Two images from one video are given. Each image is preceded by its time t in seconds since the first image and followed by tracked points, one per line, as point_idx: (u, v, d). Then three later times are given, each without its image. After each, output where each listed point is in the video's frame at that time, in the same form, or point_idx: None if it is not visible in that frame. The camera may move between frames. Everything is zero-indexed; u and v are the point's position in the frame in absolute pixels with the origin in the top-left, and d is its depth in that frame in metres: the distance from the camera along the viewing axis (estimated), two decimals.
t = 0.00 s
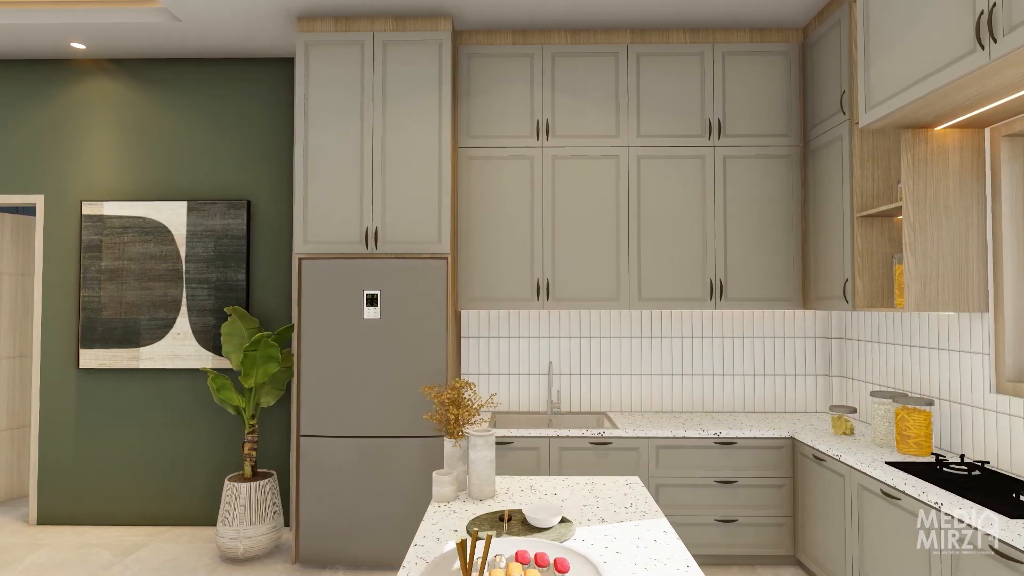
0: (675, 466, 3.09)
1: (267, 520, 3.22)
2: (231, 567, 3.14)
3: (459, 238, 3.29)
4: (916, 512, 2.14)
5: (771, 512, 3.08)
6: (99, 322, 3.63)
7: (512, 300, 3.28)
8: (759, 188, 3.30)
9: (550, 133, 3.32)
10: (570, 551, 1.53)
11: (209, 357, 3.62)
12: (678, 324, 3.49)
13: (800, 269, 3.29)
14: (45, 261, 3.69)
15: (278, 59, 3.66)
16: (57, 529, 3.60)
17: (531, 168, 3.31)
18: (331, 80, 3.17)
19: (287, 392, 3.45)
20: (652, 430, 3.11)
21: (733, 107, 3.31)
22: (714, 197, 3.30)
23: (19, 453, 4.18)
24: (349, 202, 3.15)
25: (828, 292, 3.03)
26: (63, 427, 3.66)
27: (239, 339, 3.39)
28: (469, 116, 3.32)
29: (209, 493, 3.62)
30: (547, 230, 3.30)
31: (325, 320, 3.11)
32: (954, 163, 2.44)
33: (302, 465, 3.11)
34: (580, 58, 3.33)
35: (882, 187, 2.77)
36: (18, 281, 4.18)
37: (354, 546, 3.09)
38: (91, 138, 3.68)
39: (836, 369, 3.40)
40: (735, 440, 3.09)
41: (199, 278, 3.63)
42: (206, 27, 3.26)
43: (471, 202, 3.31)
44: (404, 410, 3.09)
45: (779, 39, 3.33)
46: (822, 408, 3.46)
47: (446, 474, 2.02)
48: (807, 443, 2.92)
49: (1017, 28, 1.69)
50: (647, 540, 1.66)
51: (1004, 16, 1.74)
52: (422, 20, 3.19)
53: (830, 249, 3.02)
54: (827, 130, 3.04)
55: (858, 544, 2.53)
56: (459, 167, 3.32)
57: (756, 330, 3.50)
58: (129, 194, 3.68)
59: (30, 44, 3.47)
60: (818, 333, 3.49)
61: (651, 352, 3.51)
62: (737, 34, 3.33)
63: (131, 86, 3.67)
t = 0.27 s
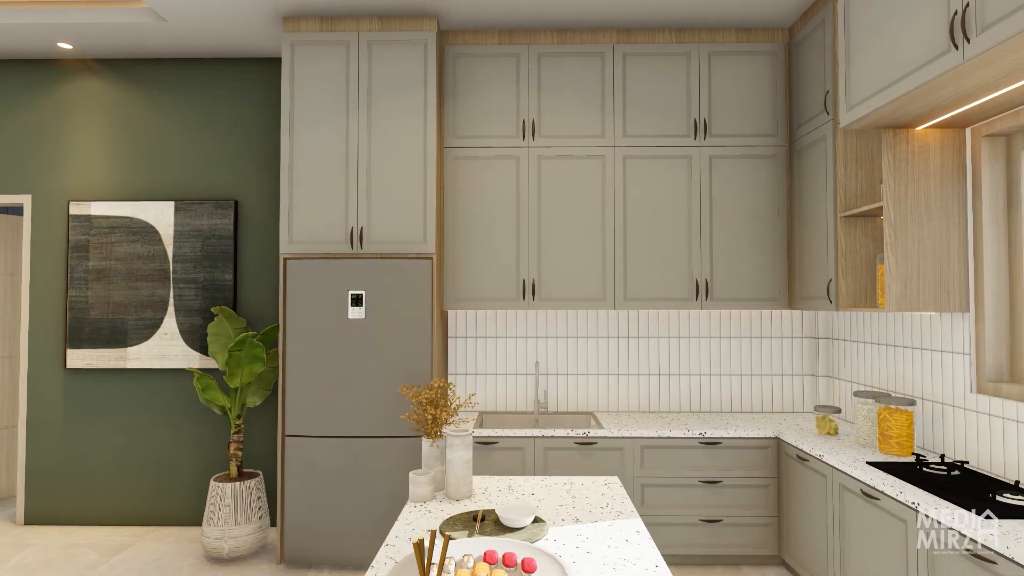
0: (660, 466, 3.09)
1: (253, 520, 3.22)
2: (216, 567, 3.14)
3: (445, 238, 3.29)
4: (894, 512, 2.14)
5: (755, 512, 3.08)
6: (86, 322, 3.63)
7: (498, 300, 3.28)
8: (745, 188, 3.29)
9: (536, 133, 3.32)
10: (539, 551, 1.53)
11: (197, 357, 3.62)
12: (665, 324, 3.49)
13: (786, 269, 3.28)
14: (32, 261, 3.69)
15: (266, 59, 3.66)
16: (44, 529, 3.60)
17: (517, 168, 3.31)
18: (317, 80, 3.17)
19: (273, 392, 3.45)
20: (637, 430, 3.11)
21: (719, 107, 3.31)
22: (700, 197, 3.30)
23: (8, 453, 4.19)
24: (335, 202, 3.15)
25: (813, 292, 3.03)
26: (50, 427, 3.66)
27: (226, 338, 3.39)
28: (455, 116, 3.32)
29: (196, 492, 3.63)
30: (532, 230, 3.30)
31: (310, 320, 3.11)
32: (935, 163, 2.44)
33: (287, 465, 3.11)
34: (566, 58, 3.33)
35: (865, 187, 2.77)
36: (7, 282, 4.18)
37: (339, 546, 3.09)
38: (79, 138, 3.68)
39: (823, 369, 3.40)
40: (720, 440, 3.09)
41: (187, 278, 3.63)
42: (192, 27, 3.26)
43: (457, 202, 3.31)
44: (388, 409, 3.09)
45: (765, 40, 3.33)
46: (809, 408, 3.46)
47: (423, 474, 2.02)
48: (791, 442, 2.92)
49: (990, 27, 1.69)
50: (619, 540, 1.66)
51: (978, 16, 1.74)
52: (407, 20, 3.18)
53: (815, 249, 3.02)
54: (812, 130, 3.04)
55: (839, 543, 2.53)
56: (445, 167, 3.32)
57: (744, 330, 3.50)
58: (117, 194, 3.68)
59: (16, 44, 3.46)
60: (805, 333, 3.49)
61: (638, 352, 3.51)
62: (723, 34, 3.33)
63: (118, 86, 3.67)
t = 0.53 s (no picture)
0: (645, 466, 3.09)
1: (239, 520, 3.22)
2: (201, 567, 3.14)
3: (431, 238, 3.30)
4: (872, 512, 2.13)
5: (740, 512, 3.09)
6: (73, 322, 3.62)
7: (483, 301, 3.28)
8: (730, 188, 3.29)
9: (521, 133, 3.32)
10: (507, 551, 1.53)
11: (184, 357, 3.62)
12: (652, 324, 3.49)
13: (772, 269, 3.28)
14: (20, 261, 3.69)
15: (253, 59, 3.66)
16: (31, 529, 3.60)
17: (502, 168, 3.31)
18: (302, 80, 3.18)
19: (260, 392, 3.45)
20: (622, 430, 3.11)
21: (705, 107, 3.31)
22: (686, 197, 3.30)
23: None
24: (320, 202, 3.15)
25: (797, 292, 3.03)
26: (38, 427, 3.66)
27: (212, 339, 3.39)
28: (441, 116, 3.32)
29: (183, 492, 3.63)
30: (518, 230, 3.30)
31: (295, 321, 3.12)
32: (916, 164, 2.45)
33: (272, 465, 3.11)
34: (552, 58, 3.33)
35: (848, 187, 2.77)
36: None
37: (323, 546, 3.09)
38: (66, 138, 3.68)
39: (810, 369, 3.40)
40: (705, 440, 3.09)
41: (174, 278, 3.63)
42: (178, 27, 3.25)
43: (443, 202, 3.31)
44: (373, 410, 3.09)
45: (751, 39, 3.33)
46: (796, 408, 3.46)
47: (400, 474, 2.02)
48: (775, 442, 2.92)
49: (962, 28, 1.69)
50: (591, 540, 1.66)
51: (950, 16, 1.74)
52: (393, 20, 3.18)
53: (799, 249, 3.02)
54: (797, 130, 3.04)
55: (821, 544, 2.53)
56: (431, 167, 3.32)
57: (731, 330, 3.50)
58: (105, 194, 3.68)
59: (3, 44, 3.46)
60: (792, 333, 3.49)
61: (625, 352, 3.52)
62: (709, 34, 3.33)
63: (106, 86, 3.67)
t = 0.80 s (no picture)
0: (630, 466, 3.10)
1: (224, 520, 3.22)
2: (186, 567, 3.14)
3: (417, 238, 3.30)
4: (850, 512, 2.13)
5: (725, 512, 3.08)
6: (61, 322, 3.62)
7: (469, 301, 3.28)
8: (716, 188, 3.30)
9: (507, 133, 3.32)
10: (476, 551, 1.53)
11: (171, 357, 3.62)
12: (638, 324, 3.50)
13: (758, 269, 3.29)
14: (8, 261, 3.69)
15: (240, 59, 3.65)
16: (18, 529, 3.59)
17: (488, 168, 3.31)
18: (288, 80, 3.17)
19: (246, 392, 3.44)
20: (607, 430, 3.11)
21: (691, 107, 3.31)
22: (672, 196, 3.30)
23: None
24: (305, 202, 3.15)
25: (782, 292, 3.03)
26: (25, 427, 3.65)
27: (198, 339, 3.39)
28: (427, 116, 3.32)
29: (170, 492, 3.63)
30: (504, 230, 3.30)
31: (280, 321, 3.11)
32: (897, 164, 2.45)
33: (257, 466, 3.11)
34: (538, 58, 3.33)
35: (831, 187, 2.77)
36: None
37: (308, 546, 3.09)
38: (54, 138, 3.68)
39: (797, 369, 3.40)
40: (690, 440, 3.09)
41: (161, 278, 3.63)
42: (163, 27, 3.25)
43: (429, 202, 3.31)
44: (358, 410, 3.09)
45: (737, 39, 3.33)
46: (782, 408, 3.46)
47: (377, 474, 2.03)
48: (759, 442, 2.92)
49: (935, 27, 1.69)
50: (562, 540, 1.66)
51: (923, 16, 1.74)
52: (378, 20, 3.18)
53: (784, 249, 3.02)
54: (782, 130, 3.04)
55: (802, 543, 2.53)
56: (417, 167, 3.32)
57: (718, 330, 3.51)
58: (92, 194, 3.68)
59: None
60: (779, 333, 3.50)
61: (611, 352, 3.52)
62: (695, 34, 3.33)
63: (93, 86, 3.67)
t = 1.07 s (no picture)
0: (614, 467, 3.10)
1: (210, 520, 3.22)
2: (171, 567, 3.14)
3: (403, 238, 3.30)
4: (828, 512, 2.13)
5: (710, 512, 3.09)
6: (48, 322, 3.62)
7: (455, 301, 3.28)
8: (702, 188, 3.30)
9: (493, 133, 3.32)
10: (445, 551, 1.53)
11: (158, 357, 3.62)
12: (626, 324, 3.50)
13: (744, 269, 3.28)
14: None
15: (227, 59, 3.65)
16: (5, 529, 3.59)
17: (474, 168, 3.31)
18: (273, 80, 3.17)
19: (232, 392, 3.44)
20: (592, 430, 3.11)
21: (677, 107, 3.31)
22: (657, 197, 3.30)
23: None
24: (290, 202, 3.15)
25: (766, 292, 3.03)
26: (12, 427, 3.65)
27: (185, 338, 3.39)
28: (413, 116, 3.32)
29: (158, 492, 3.63)
30: (490, 230, 3.30)
31: (265, 321, 3.11)
32: (878, 164, 2.45)
33: (241, 466, 3.11)
34: (524, 58, 3.33)
35: (815, 187, 2.77)
36: None
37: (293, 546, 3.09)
38: (41, 138, 3.68)
39: (784, 369, 3.40)
40: (675, 440, 3.09)
41: (149, 278, 3.63)
42: (149, 27, 3.25)
43: (415, 202, 3.31)
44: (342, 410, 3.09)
45: (723, 39, 3.33)
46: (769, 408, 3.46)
47: (354, 474, 2.03)
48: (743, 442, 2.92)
49: (907, 27, 1.69)
50: (534, 540, 1.66)
51: (896, 16, 1.74)
52: (363, 20, 3.18)
53: (768, 249, 3.02)
54: (766, 130, 3.04)
55: (784, 544, 2.53)
56: (403, 167, 3.32)
57: (705, 330, 3.51)
58: (80, 194, 3.68)
59: None
60: (766, 333, 3.50)
61: (598, 352, 3.52)
62: (682, 34, 3.33)
63: (80, 86, 3.67)
